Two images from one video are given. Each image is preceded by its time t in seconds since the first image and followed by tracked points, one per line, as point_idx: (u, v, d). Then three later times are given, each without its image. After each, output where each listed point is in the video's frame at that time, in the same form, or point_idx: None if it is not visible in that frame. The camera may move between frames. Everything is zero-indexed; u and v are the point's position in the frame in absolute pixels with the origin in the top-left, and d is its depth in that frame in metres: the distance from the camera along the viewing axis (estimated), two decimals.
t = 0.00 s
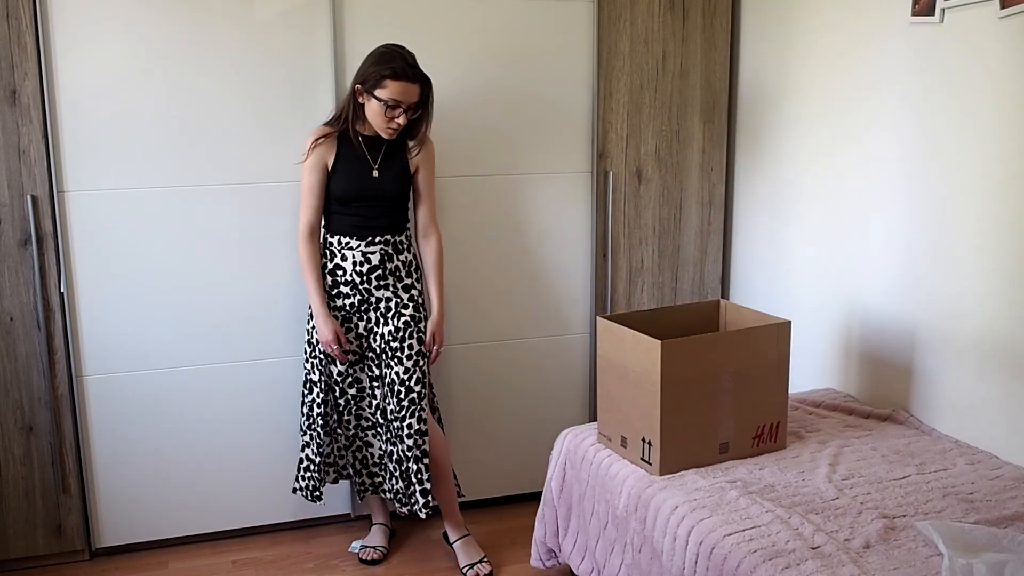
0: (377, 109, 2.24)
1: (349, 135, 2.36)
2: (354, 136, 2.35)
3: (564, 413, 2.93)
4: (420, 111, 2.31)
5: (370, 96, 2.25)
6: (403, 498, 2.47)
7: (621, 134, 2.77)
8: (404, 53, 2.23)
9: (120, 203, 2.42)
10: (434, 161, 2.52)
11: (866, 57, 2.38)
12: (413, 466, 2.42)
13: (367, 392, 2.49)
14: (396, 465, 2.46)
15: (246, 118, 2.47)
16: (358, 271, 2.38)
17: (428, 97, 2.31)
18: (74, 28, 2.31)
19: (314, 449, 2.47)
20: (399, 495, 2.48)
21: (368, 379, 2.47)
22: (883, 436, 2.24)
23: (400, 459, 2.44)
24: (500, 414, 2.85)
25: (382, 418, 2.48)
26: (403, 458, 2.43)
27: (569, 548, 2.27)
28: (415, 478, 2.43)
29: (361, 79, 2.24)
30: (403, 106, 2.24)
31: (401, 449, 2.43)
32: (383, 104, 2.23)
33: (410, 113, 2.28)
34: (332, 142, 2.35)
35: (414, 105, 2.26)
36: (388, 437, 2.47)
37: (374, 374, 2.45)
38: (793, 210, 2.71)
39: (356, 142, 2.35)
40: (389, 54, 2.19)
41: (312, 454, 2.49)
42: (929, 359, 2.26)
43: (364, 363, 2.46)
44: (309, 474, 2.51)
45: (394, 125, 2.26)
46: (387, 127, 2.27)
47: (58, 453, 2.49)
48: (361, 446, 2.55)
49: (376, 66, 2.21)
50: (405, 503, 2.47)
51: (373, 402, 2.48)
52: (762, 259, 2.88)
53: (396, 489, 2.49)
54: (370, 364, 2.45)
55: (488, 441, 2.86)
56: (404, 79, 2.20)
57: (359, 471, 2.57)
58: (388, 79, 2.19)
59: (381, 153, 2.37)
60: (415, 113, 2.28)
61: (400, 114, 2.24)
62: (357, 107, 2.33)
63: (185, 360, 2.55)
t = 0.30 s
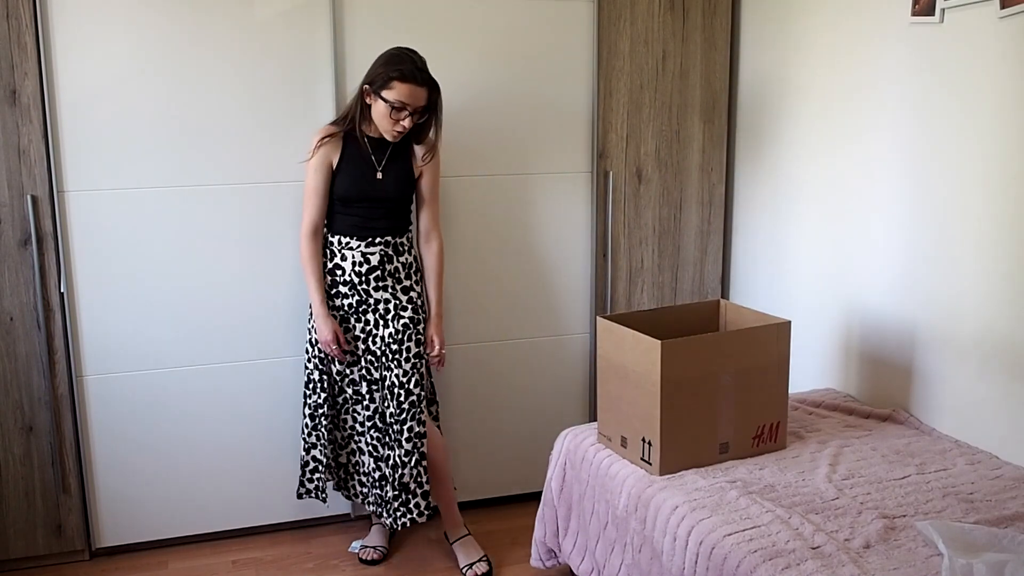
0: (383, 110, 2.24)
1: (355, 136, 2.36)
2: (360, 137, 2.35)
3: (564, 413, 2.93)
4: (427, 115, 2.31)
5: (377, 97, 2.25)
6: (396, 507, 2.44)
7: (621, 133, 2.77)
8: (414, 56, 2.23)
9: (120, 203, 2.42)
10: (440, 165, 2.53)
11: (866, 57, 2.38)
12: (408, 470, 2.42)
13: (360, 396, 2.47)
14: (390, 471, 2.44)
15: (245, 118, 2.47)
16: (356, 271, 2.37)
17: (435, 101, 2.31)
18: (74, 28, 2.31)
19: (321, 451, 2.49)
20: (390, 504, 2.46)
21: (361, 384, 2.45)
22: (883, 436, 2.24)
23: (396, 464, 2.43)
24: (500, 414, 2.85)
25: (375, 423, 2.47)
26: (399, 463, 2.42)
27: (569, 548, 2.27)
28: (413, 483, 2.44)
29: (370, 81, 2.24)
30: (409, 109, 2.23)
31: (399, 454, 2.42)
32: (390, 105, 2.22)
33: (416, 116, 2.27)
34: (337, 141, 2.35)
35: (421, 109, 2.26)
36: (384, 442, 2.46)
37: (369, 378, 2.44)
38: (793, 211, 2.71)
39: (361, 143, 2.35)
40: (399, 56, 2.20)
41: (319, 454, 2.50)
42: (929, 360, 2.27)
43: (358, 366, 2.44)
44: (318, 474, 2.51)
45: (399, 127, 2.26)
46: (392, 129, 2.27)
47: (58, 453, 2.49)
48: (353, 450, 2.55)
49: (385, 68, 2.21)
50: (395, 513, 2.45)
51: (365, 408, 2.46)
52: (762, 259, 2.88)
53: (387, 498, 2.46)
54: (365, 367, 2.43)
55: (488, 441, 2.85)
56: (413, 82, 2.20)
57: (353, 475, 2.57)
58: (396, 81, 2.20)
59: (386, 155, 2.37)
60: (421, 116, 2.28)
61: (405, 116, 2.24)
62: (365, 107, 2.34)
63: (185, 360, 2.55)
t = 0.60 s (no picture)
0: (389, 117, 2.24)
1: (360, 137, 2.35)
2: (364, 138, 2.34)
3: (565, 413, 2.93)
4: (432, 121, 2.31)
5: (384, 102, 2.24)
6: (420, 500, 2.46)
7: (621, 134, 2.77)
8: (423, 64, 2.22)
9: (120, 203, 2.42)
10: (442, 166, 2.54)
11: (866, 56, 2.38)
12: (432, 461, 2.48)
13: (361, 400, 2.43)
14: (410, 467, 2.43)
15: (245, 118, 2.47)
16: (357, 272, 2.38)
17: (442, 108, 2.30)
18: (74, 28, 2.31)
19: (320, 448, 2.57)
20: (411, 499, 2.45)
21: (369, 385, 2.42)
22: (883, 436, 2.24)
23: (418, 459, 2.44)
24: (500, 414, 2.85)
25: (384, 425, 2.42)
26: (422, 457, 2.45)
27: (569, 548, 2.27)
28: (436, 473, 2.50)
29: (377, 86, 2.23)
30: (416, 117, 2.24)
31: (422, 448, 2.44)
32: (396, 113, 2.22)
33: (421, 123, 2.28)
34: (341, 142, 2.34)
35: (426, 116, 2.26)
36: (396, 442, 2.42)
37: (376, 379, 2.41)
38: (793, 210, 2.71)
39: (365, 145, 2.35)
40: (408, 65, 2.18)
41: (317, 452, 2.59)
42: (929, 359, 2.27)
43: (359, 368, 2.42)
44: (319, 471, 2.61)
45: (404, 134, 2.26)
46: (397, 135, 2.27)
47: (58, 453, 2.49)
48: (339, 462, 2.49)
49: (394, 75, 2.20)
50: (421, 503, 2.48)
51: (373, 409, 2.42)
52: (762, 258, 2.88)
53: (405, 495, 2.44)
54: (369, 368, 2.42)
55: (488, 441, 2.85)
56: (420, 92, 2.19)
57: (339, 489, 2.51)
58: (404, 91, 2.19)
59: (390, 156, 2.37)
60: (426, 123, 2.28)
61: (410, 125, 2.25)
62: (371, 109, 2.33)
63: (185, 360, 2.55)
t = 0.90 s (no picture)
0: (393, 116, 2.24)
1: (363, 137, 2.35)
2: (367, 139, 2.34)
3: (564, 412, 2.93)
4: (436, 122, 2.31)
5: (388, 102, 2.25)
6: (429, 497, 2.47)
7: (621, 133, 2.77)
8: (427, 64, 2.23)
9: (120, 203, 2.42)
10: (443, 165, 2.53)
11: (866, 56, 2.38)
12: (440, 458, 2.52)
13: (368, 400, 2.45)
14: (419, 465, 2.45)
15: (245, 118, 2.47)
16: (357, 272, 2.38)
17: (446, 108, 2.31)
18: (74, 28, 2.31)
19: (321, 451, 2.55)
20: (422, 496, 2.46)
21: (372, 386, 2.44)
22: (883, 436, 2.25)
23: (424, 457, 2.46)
24: (500, 414, 2.85)
25: (392, 424, 2.43)
26: (428, 455, 2.48)
27: (569, 548, 2.28)
28: (444, 470, 2.53)
29: (379, 86, 2.23)
30: (420, 116, 2.24)
31: (427, 446, 2.47)
32: (400, 112, 2.22)
33: (425, 123, 2.28)
34: (343, 142, 2.34)
35: (430, 116, 2.27)
36: (402, 442, 2.42)
37: (376, 380, 2.42)
38: (793, 210, 2.72)
39: (366, 144, 2.34)
40: (412, 64, 2.19)
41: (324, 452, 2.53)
42: (929, 359, 2.27)
43: (363, 369, 2.43)
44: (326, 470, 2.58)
45: (408, 133, 2.26)
46: (401, 135, 2.27)
47: (58, 453, 2.49)
48: (353, 464, 2.50)
49: (398, 74, 2.20)
50: (433, 501, 2.50)
51: (381, 408, 2.44)
52: (762, 258, 2.88)
53: (416, 491, 2.46)
54: (371, 368, 2.42)
55: (488, 441, 2.86)
56: (424, 91, 2.20)
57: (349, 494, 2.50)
58: (409, 89, 2.19)
59: (391, 156, 2.37)
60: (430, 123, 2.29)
61: (415, 125, 2.25)
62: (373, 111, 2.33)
63: (185, 360, 2.55)
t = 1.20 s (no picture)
0: (394, 115, 2.24)
1: (363, 136, 2.35)
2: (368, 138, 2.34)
3: (564, 413, 2.93)
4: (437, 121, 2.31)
5: (389, 102, 2.24)
6: (423, 498, 2.47)
7: (621, 134, 2.77)
8: (427, 63, 2.23)
9: (120, 203, 2.42)
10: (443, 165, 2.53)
11: (866, 56, 2.38)
12: (439, 459, 2.52)
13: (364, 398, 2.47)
14: (415, 466, 2.45)
15: (245, 118, 2.47)
16: (356, 272, 2.38)
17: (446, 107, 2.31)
18: (74, 28, 2.31)
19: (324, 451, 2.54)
20: (416, 497, 2.46)
21: (370, 385, 2.44)
22: (883, 436, 2.24)
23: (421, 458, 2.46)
24: (500, 414, 2.85)
25: (390, 424, 2.43)
26: (426, 456, 2.47)
27: (569, 548, 2.27)
28: (443, 472, 2.53)
29: (380, 85, 2.23)
30: (421, 115, 2.23)
31: (424, 447, 2.46)
32: (401, 111, 2.22)
33: (426, 122, 2.28)
34: (343, 142, 2.34)
35: (431, 115, 2.26)
36: (399, 442, 2.42)
37: (375, 379, 2.43)
38: (793, 210, 2.71)
39: (366, 144, 2.34)
40: (413, 63, 2.19)
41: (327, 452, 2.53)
42: (929, 359, 2.27)
43: (363, 369, 2.44)
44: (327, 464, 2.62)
45: (410, 132, 2.25)
46: (402, 134, 2.26)
47: (58, 453, 2.49)
48: (351, 458, 2.54)
49: (399, 74, 2.20)
50: (427, 503, 2.49)
51: (378, 408, 2.44)
52: (762, 257, 2.88)
53: (409, 493, 2.45)
54: (370, 368, 2.43)
55: (488, 441, 2.85)
56: (426, 89, 2.20)
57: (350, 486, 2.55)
58: (409, 88, 2.19)
59: (392, 155, 2.37)
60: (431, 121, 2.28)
61: (416, 123, 2.24)
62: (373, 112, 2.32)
63: (185, 360, 2.55)
